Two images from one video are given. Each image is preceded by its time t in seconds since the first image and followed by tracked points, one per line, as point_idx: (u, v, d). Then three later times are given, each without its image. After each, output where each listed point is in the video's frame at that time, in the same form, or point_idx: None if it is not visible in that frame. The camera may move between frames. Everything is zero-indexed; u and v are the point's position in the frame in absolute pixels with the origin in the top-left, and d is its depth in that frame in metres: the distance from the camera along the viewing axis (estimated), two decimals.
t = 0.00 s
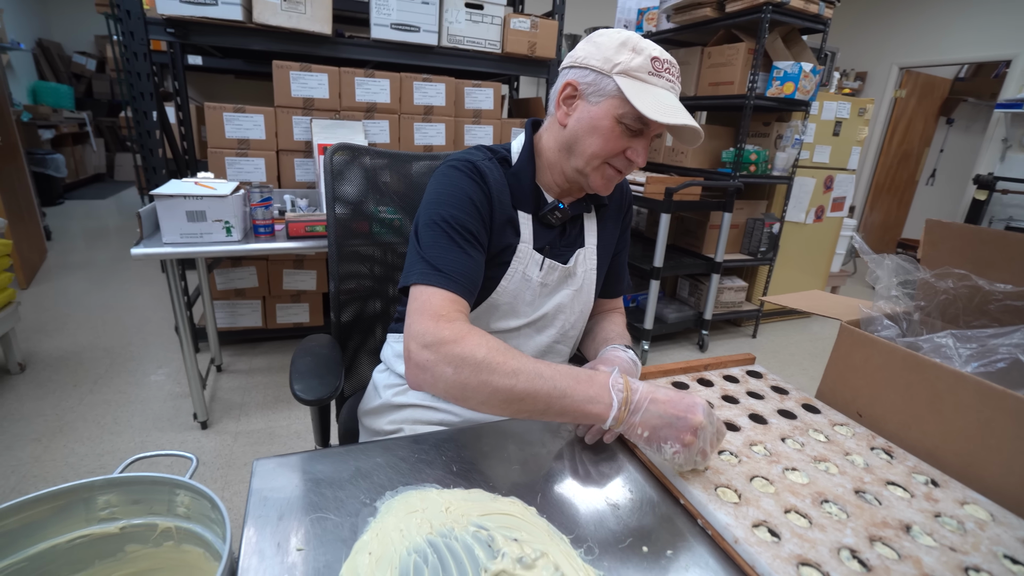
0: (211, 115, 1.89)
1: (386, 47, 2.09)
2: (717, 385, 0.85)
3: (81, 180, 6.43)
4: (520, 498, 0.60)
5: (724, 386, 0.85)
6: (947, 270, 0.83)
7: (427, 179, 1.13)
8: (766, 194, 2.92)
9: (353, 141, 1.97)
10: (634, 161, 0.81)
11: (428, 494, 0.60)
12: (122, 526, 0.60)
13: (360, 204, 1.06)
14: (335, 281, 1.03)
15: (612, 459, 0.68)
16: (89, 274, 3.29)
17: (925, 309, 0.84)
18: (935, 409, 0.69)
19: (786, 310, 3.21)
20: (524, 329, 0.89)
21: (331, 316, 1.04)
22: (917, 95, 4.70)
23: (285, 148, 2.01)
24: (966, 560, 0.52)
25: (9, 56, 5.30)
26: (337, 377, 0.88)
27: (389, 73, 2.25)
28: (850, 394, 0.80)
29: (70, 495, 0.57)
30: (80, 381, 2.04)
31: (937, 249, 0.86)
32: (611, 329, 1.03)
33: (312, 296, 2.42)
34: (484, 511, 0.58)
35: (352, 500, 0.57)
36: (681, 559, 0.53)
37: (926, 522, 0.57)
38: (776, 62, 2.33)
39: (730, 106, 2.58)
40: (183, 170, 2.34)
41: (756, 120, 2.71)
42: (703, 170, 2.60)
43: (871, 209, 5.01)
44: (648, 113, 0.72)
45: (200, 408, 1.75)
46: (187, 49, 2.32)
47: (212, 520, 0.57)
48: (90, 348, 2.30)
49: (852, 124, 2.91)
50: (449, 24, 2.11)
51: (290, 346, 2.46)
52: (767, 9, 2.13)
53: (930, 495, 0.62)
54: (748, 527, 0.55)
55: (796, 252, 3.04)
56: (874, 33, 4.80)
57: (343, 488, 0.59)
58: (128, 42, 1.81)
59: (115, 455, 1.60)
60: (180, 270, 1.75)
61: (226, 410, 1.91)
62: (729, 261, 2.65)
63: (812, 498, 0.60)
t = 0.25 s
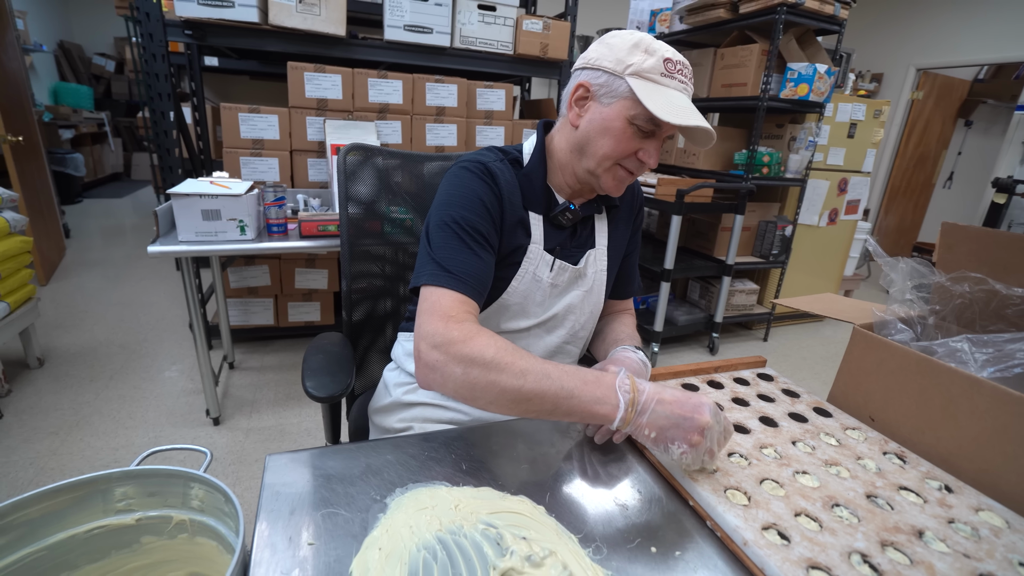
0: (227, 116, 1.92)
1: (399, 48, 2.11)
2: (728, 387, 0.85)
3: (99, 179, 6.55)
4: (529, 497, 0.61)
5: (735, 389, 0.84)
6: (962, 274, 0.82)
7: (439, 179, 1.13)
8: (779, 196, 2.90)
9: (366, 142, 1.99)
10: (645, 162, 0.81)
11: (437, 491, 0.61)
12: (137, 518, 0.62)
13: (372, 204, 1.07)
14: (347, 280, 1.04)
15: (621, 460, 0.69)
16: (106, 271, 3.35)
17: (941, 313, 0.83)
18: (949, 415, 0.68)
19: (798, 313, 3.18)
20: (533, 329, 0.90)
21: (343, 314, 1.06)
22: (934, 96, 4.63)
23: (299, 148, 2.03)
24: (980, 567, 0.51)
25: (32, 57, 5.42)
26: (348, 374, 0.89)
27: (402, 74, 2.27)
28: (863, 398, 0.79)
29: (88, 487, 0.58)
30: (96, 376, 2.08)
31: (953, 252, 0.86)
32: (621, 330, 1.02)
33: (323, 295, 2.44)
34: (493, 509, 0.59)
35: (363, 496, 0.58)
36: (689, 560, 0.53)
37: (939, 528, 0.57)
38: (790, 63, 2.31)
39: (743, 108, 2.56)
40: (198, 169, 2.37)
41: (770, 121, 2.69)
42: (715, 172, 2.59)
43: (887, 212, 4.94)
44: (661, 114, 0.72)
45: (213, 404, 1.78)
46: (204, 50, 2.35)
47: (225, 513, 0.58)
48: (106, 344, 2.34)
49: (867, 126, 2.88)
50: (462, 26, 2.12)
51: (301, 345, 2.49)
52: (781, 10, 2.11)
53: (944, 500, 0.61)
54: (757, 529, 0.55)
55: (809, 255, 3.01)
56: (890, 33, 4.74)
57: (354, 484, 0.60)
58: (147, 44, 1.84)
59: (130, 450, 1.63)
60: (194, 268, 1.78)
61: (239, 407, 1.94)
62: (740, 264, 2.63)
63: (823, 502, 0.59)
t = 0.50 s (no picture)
0: (228, 120, 1.93)
1: (400, 52, 2.11)
2: (727, 390, 0.85)
3: (100, 182, 6.57)
4: (528, 501, 0.61)
5: (735, 392, 0.84)
6: (961, 277, 0.82)
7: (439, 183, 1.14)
8: (779, 199, 2.90)
9: (367, 145, 1.99)
10: (644, 166, 0.81)
11: (437, 496, 0.61)
12: (136, 523, 0.62)
13: (373, 208, 1.07)
14: (347, 284, 1.04)
15: (620, 464, 0.69)
16: (107, 275, 3.35)
17: (939, 315, 0.83)
18: (948, 417, 0.68)
19: (798, 316, 3.18)
20: (533, 333, 0.90)
21: (344, 318, 1.06)
22: (934, 99, 4.63)
23: (300, 152, 2.04)
24: (980, 570, 0.51)
25: (34, 61, 5.44)
26: (348, 379, 0.89)
27: (403, 77, 2.28)
28: (863, 401, 0.79)
29: (87, 493, 0.58)
30: (97, 380, 2.08)
31: (951, 255, 0.86)
32: (621, 334, 1.03)
33: (324, 299, 2.45)
34: (492, 514, 0.59)
35: (362, 502, 0.58)
36: (689, 564, 0.53)
37: (938, 531, 0.57)
38: (790, 67, 2.31)
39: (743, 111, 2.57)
40: (200, 173, 2.38)
41: (770, 124, 2.70)
42: (715, 175, 2.59)
43: (887, 214, 4.95)
44: (659, 119, 0.73)
45: (213, 408, 1.78)
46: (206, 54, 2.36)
47: (224, 519, 0.58)
48: (107, 348, 2.35)
49: (867, 128, 2.88)
50: (463, 30, 2.13)
51: (302, 348, 2.49)
52: (781, 13, 2.12)
53: (944, 503, 0.61)
54: (757, 532, 0.55)
55: (809, 257, 3.01)
56: (889, 36, 4.75)
57: (353, 489, 0.60)
58: (149, 48, 1.85)
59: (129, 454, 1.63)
60: (195, 272, 1.78)
61: (239, 411, 1.94)
62: (740, 267, 2.63)
63: (823, 505, 0.59)
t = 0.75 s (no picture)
0: (228, 125, 1.93)
1: (400, 58, 2.12)
2: (726, 396, 0.85)
3: (99, 187, 6.58)
4: (527, 506, 0.61)
5: (733, 398, 0.84)
6: (959, 282, 0.82)
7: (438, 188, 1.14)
8: (777, 205, 2.91)
9: (367, 151, 2.00)
10: (643, 172, 0.81)
11: (435, 501, 0.61)
12: (133, 528, 0.61)
13: (372, 213, 1.07)
14: (346, 289, 1.04)
15: (619, 468, 0.68)
16: (105, 279, 3.35)
17: (937, 321, 0.84)
18: (947, 422, 0.68)
19: (797, 322, 3.18)
20: (532, 338, 0.90)
21: (342, 323, 1.06)
22: (931, 106, 4.66)
23: (299, 157, 2.05)
24: None
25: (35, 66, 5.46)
26: (347, 383, 0.89)
27: (403, 83, 2.29)
28: (861, 407, 0.79)
29: (85, 497, 0.58)
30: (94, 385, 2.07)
31: (949, 260, 0.85)
32: (620, 339, 1.03)
33: (323, 303, 2.44)
34: (491, 518, 0.59)
35: (361, 506, 0.58)
36: (687, 570, 0.53)
37: (938, 536, 0.56)
38: (788, 74, 2.33)
39: (741, 117, 2.58)
40: (199, 178, 2.38)
41: (768, 131, 2.71)
42: (714, 181, 2.60)
43: (885, 220, 4.96)
44: (657, 125, 0.73)
45: (211, 413, 1.77)
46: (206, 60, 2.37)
47: (222, 524, 0.58)
48: (105, 353, 2.34)
49: (865, 135, 2.90)
50: (462, 36, 2.14)
51: (300, 353, 2.49)
52: (778, 21, 2.13)
53: (943, 509, 0.61)
54: (756, 537, 0.55)
55: (808, 263, 3.02)
56: (886, 43, 4.78)
57: (352, 493, 0.60)
58: (149, 54, 1.86)
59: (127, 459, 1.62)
60: (195, 277, 1.78)
61: (237, 416, 1.94)
62: (739, 273, 2.64)
63: (822, 510, 0.59)
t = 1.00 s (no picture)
0: (230, 126, 1.94)
1: (402, 59, 2.13)
2: (727, 398, 0.85)
3: (101, 188, 6.59)
4: (528, 508, 0.60)
5: (734, 400, 0.84)
6: (960, 285, 0.82)
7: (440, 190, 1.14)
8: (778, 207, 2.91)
9: (368, 152, 2.00)
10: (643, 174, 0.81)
11: (435, 502, 0.61)
12: (134, 529, 0.61)
13: (373, 214, 1.08)
14: (347, 290, 1.04)
15: (620, 470, 0.68)
16: (107, 280, 3.36)
17: (939, 324, 0.84)
18: (949, 426, 0.68)
19: (798, 324, 3.17)
20: (533, 340, 0.90)
21: (343, 324, 1.06)
22: (932, 108, 4.66)
23: (301, 158, 2.05)
24: None
25: (37, 67, 5.48)
26: (348, 384, 0.89)
27: (404, 85, 2.29)
28: (863, 409, 0.79)
29: (85, 497, 0.58)
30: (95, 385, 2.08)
31: (951, 263, 0.86)
32: (621, 340, 1.03)
33: (324, 304, 2.45)
34: (491, 520, 0.59)
35: (361, 507, 0.58)
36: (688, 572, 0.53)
37: (939, 540, 0.56)
38: (789, 76, 2.33)
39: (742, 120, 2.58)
40: (200, 179, 2.39)
41: (769, 133, 2.71)
42: (714, 183, 2.60)
43: (886, 223, 4.96)
44: (656, 128, 0.73)
45: (212, 414, 1.77)
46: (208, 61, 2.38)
47: (222, 524, 0.58)
48: (106, 353, 2.34)
49: (866, 137, 2.90)
50: (463, 38, 2.15)
51: (301, 354, 2.49)
52: (780, 23, 2.13)
53: (945, 512, 0.61)
54: (757, 540, 0.55)
55: (809, 265, 3.01)
56: (887, 46, 4.78)
57: (352, 494, 0.60)
58: (151, 55, 1.87)
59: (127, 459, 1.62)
60: (196, 277, 1.78)
61: (238, 416, 1.94)
62: (740, 275, 2.64)
63: (823, 513, 0.59)
